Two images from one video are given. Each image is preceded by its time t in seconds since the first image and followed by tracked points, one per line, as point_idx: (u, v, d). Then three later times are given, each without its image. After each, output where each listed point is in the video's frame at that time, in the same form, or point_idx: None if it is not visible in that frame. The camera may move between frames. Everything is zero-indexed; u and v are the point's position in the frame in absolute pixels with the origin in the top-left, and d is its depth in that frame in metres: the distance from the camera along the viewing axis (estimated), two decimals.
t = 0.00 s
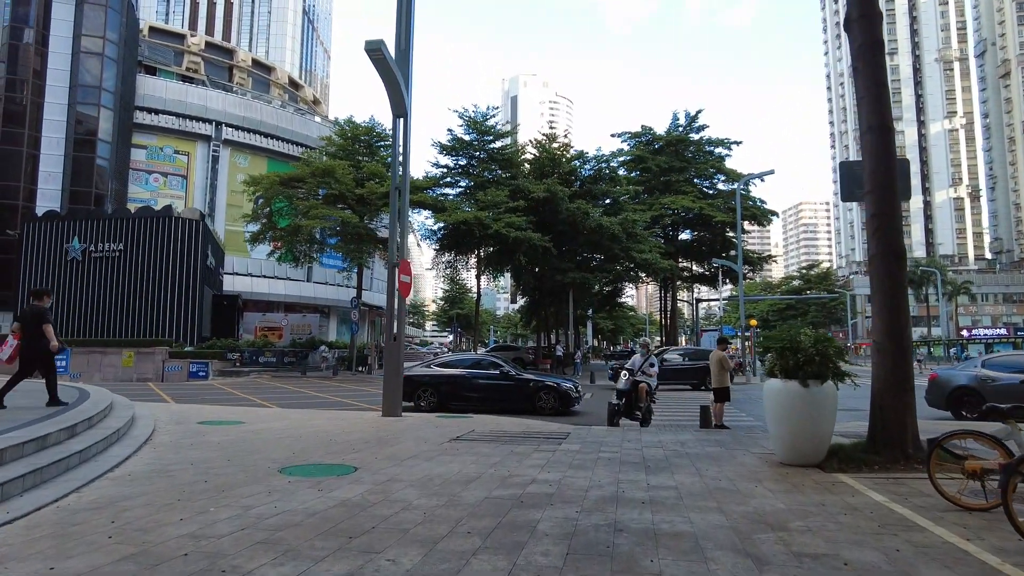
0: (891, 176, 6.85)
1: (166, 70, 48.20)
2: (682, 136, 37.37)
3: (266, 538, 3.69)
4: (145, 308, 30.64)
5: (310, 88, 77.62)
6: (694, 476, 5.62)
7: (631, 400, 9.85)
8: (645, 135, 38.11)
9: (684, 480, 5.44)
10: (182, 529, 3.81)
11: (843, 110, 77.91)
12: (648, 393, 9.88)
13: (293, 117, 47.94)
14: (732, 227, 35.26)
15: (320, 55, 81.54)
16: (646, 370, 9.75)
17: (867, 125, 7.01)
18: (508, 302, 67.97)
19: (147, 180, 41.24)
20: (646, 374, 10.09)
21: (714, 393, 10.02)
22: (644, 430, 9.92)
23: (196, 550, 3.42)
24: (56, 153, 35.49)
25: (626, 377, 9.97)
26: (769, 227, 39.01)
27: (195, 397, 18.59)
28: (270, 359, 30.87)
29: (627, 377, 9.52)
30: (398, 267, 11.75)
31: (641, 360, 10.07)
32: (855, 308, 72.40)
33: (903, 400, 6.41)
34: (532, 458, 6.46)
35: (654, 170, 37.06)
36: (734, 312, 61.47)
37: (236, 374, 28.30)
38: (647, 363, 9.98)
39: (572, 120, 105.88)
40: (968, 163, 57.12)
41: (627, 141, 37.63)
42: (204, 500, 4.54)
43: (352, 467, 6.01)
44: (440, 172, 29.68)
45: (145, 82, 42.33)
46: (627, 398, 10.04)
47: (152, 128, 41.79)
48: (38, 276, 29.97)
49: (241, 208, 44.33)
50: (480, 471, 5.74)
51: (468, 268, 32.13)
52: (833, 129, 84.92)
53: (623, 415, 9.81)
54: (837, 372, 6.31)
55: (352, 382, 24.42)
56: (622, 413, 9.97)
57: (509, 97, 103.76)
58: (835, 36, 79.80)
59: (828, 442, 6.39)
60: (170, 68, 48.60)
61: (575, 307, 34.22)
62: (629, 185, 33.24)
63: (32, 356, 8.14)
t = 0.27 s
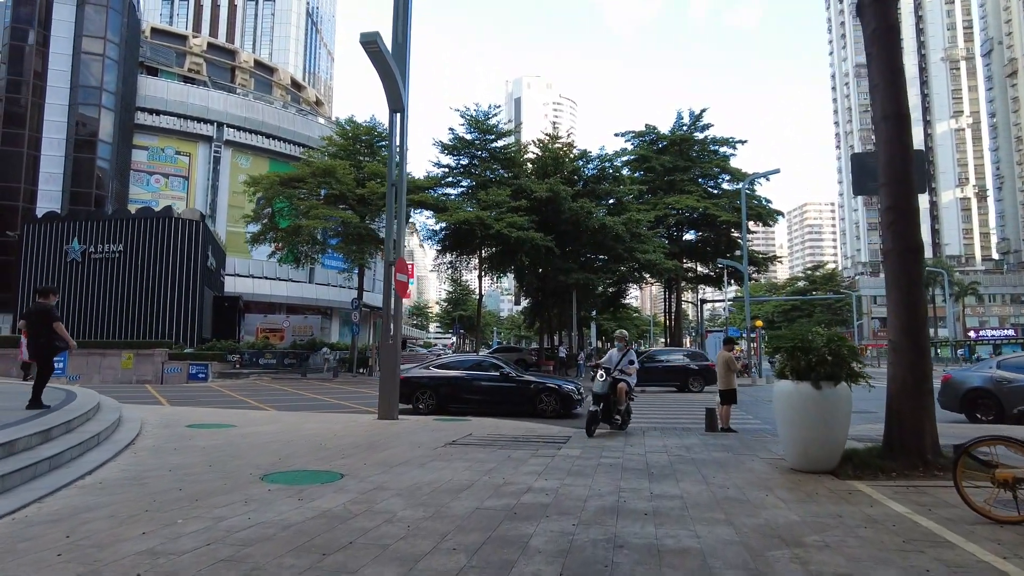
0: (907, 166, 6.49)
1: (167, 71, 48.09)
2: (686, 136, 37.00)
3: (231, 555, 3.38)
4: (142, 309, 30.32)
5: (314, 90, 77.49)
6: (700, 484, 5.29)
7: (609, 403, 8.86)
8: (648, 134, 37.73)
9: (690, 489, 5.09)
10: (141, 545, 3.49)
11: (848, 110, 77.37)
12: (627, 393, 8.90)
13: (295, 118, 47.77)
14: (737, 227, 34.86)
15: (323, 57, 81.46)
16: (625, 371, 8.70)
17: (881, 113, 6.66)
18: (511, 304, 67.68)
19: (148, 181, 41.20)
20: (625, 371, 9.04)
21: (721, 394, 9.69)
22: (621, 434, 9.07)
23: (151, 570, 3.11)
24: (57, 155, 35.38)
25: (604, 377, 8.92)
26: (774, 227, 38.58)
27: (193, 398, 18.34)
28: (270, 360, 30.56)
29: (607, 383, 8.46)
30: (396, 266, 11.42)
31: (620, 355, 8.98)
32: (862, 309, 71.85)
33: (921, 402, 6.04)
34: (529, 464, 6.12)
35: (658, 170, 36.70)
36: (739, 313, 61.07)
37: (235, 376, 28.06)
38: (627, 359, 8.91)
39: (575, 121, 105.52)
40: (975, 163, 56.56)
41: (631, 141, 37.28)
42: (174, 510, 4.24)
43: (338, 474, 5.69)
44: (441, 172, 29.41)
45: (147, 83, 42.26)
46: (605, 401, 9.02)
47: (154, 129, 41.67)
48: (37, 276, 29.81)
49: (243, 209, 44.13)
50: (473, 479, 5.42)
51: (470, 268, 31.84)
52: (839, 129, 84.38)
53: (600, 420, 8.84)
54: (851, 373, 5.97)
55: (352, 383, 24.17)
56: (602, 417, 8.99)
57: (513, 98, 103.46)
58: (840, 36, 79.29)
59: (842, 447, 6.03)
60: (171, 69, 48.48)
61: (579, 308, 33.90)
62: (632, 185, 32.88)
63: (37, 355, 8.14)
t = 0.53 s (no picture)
0: (918, 156, 6.19)
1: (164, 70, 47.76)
2: (686, 134, 36.70)
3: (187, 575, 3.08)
4: (138, 310, 30.05)
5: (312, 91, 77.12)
6: (700, 491, 4.99)
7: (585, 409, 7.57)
8: (648, 132, 37.39)
9: (690, 497, 4.79)
10: (92, 563, 3.21)
11: (848, 110, 77.02)
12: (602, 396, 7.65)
13: (292, 117, 47.52)
14: (737, 225, 34.56)
15: (323, 57, 81.14)
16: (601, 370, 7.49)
17: (890, 101, 6.35)
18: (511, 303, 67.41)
19: (145, 181, 40.78)
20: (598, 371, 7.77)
21: (722, 394, 9.38)
22: (597, 443, 7.85)
23: None
24: (52, 154, 35.01)
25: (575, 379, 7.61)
26: (774, 226, 38.29)
27: (186, 400, 18.05)
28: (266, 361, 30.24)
29: (583, 385, 7.22)
30: (388, 264, 11.09)
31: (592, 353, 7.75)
32: (862, 308, 71.56)
33: (933, 404, 5.76)
34: (519, 470, 5.80)
35: (657, 168, 36.40)
36: (739, 313, 60.75)
37: (231, 377, 27.75)
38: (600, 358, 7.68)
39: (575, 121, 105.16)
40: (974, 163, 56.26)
41: (630, 139, 36.92)
42: (137, 521, 3.96)
43: (319, 480, 5.40)
44: (439, 170, 29.08)
45: (143, 82, 41.99)
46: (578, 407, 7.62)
47: (150, 128, 41.37)
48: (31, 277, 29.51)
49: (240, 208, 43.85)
50: (460, 486, 5.12)
51: (469, 268, 31.50)
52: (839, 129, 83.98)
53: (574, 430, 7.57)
54: (859, 373, 5.67)
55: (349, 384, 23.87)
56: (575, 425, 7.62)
57: (512, 99, 103.16)
58: (840, 34, 78.89)
59: (849, 451, 5.72)
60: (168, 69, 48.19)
61: (578, 307, 33.66)
62: (632, 184, 32.57)
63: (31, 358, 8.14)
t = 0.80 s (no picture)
0: (929, 141, 5.87)
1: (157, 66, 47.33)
2: (684, 131, 36.34)
3: None
4: (129, 308, 29.63)
5: (309, 89, 76.72)
6: (701, 498, 4.67)
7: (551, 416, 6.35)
8: (646, 130, 37.08)
9: (689, 504, 4.49)
10: None
11: (846, 109, 76.79)
12: (571, 399, 6.43)
13: (287, 114, 47.16)
14: (735, 223, 34.25)
15: (319, 56, 80.71)
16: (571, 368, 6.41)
17: (899, 85, 6.04)
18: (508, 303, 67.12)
19: (138, 178, 40.48)
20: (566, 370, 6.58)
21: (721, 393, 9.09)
22: (576, 449, 7.08)
23: None
24: (43, 151, 34.26)
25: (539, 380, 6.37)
26: (773, 224, 37.98)
27: (176, 400, 17.71)
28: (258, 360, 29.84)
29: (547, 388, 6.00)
30: (377, 260, 10.76)
31: (557, 349, 6.65)
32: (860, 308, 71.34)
33: (945, 403, 5.45)
34: (508, 474, 5.47)
35: (655, 166, 36.08)
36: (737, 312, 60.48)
37: (224, 376, 27.38)
38: (568, 353, 6.57)
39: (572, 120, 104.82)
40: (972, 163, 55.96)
41: (628, 136, 36.58)
42: (91, 532, 3.65)
43: (296, 486, 5.08)
44: (434, 167, 28.71)
45: (136, 79, 41.62)
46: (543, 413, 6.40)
47: (143, 126, 41.02)
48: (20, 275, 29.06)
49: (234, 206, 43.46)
50: (445, 493, 4.80)
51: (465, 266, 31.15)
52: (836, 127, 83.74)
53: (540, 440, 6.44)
54: (868, 372, 5.37)
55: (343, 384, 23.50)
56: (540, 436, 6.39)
57: (510, 97, 102.85)
58: (838, 33, 78.64)
59: (858, 454, 5.41)
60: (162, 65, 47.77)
61: (575, 306, 33.33)
62: (629, 181, 32.25)
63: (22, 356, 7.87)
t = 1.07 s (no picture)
0: (933, 135, 5.63)
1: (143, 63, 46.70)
2: (675, 131, 36.14)
3: None
4: (113, 308, 29.19)
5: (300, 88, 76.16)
6: (694, 508, 4.41)
7: (496, 430, 5.14)
8: (637, 129, 36.85)
9: (682, 515, 4.23)
10: None
11: (837, 110, 76.92)
12: (521, 409, 5.24)
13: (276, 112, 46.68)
14: (726, 223, 34.10)
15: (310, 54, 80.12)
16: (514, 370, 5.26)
17: (901, 76, 5.80)
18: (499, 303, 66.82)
19: (124, 176, 40.01)
20: (516, 373, 5.44)
21: (713, 395, 8.86)
22: (564, 455, 6.79)
23: None
24: (25, 147, 33.83)
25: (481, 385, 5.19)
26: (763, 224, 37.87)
27: (159, 402, 17.33)
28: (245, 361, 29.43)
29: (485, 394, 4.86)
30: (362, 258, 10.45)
31: (505, 348, 5.52)
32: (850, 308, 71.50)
33: (950, 409, 5.21)
34: (487, 482, 5.14)
35: (646, 165, 35.90)
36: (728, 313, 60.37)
37: (209, 377, 26.94)
38: (518, 351, 5.45)
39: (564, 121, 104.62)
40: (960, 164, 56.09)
41: (619, 135, 36.35)
42: (31, 550, 3.35)
43: (263, 494, 4.77)
44: (423, 165, 28.37)
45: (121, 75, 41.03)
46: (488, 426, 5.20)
47: (129, 123, 40.53)
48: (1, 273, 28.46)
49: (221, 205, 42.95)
50: (419, 505, 4.50)
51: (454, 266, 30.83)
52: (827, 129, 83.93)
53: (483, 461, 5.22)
54: (868, 374, 5.10)
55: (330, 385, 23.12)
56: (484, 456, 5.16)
57: (502, 98, 102.52)
58: (828, 35, 78.79)
59: (858, 461, 5.17)
60: (148, 62, 47.14)
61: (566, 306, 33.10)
62: (621, 180, 32.05)
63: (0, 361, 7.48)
